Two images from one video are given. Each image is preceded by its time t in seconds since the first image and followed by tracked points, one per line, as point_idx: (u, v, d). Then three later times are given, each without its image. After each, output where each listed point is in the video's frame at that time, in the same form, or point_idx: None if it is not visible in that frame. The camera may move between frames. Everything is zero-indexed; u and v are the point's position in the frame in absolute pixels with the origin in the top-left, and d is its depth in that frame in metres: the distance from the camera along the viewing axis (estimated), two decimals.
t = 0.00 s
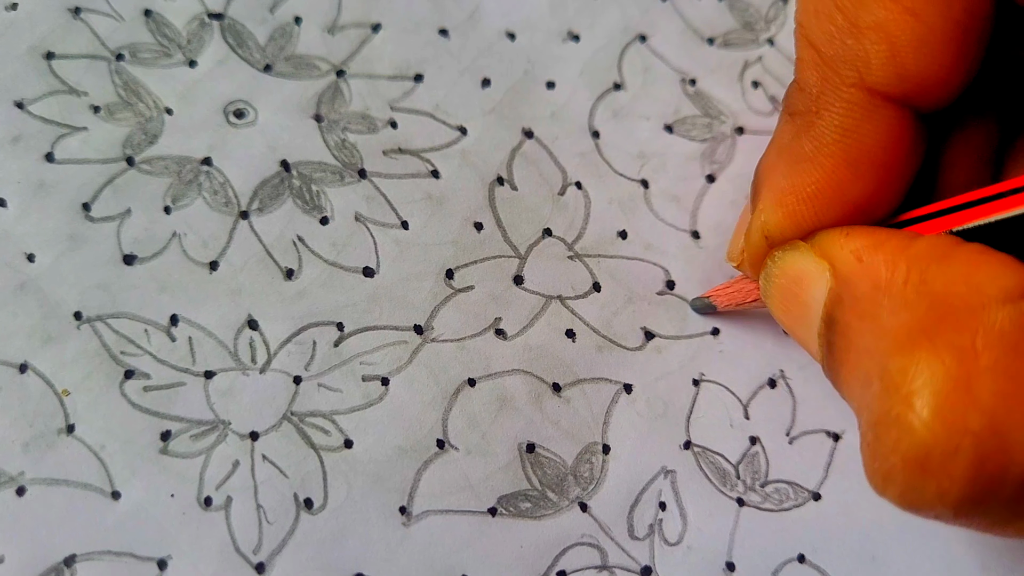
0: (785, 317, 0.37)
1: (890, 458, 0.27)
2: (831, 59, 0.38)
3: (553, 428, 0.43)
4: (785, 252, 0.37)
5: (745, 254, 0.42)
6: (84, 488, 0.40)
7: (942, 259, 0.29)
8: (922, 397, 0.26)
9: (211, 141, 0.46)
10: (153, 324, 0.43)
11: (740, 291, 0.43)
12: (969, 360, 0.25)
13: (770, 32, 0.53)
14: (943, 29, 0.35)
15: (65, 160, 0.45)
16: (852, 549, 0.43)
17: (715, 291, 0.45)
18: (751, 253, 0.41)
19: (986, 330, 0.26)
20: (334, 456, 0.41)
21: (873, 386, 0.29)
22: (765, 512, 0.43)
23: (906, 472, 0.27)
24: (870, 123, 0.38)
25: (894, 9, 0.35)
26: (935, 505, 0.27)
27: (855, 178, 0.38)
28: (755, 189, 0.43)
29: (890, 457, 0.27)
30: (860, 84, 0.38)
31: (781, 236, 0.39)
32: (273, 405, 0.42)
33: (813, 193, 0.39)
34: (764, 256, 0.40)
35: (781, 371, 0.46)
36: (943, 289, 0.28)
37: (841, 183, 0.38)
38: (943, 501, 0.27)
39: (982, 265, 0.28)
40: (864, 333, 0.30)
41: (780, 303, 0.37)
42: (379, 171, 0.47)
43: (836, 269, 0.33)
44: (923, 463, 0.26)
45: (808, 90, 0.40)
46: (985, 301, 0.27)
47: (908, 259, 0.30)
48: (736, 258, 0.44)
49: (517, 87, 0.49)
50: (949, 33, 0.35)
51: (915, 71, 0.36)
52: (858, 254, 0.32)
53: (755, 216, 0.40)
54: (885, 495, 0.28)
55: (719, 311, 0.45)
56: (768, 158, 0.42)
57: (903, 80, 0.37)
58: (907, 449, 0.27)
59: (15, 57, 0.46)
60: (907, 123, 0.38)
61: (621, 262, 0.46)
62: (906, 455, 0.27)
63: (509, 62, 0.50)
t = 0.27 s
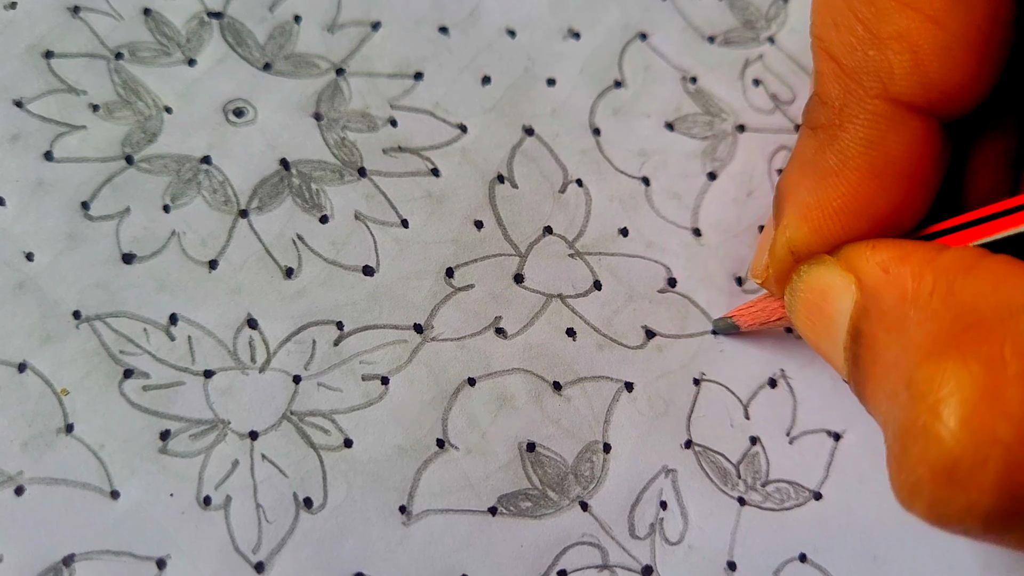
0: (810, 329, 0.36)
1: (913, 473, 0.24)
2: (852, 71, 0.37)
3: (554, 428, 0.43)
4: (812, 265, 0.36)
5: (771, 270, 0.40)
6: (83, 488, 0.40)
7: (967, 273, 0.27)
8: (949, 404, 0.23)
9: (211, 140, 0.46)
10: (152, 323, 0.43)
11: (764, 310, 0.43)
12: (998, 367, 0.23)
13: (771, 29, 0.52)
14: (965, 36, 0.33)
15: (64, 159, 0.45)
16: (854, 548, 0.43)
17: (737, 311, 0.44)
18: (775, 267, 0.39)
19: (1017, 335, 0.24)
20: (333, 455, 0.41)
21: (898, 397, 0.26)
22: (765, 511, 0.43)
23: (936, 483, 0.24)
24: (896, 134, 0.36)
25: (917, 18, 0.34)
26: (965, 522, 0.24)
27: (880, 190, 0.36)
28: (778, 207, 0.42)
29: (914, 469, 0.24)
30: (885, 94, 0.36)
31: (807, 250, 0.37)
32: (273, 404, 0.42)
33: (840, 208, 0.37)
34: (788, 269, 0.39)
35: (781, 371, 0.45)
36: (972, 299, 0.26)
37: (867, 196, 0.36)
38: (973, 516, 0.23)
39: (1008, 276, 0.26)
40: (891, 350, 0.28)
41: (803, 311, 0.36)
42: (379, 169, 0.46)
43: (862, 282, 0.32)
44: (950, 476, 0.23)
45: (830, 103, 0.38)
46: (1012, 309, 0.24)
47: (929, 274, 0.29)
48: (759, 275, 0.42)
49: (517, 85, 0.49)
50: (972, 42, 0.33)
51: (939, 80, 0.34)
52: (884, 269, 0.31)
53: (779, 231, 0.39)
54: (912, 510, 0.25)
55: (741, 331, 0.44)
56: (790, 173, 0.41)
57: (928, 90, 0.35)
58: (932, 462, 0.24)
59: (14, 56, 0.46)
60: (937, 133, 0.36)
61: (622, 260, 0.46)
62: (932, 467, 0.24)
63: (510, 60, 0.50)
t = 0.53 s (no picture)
0: (684, 237, 0.36)
1: (805, 404, 0.29)
2: None
3: (554, 424, 0.42)
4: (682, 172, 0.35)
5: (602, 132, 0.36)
6: (79, 486, 0.40)
7: (851, 192, 0.29)
8: (835, 344, 0.27)
9: (208, 135, 0.46)
10: (149, 320, 0.42)
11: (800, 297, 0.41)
12: (882, 308, 0.26)
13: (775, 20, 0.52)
14: None
15: (60, 155, 0.45)
16: (858, 546, 0.42)
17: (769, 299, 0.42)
18: (607, 138, 0.36)
19: (893, 277, 0.26)
20: (331, 452, 0.41)
21: (786, 330, 0.29)
22: (770, 508, 0.43)
23: (821, 413, 0.28)
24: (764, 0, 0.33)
25: None
26: (847, 443, 0.29)
27: (734, 66, 0.33)
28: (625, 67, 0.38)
29: (808, 403, 0.28)
30: None
31: (647, 116, 0.34)
32: (270, 401, 0.41)
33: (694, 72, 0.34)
34: (624, 142, 0.36)
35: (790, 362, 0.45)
36: (850, 226, 0.28)
37: (726, 60, 0.33)
38: (856, 441, 0.28)
39: (894, 199, 0.28)
40: (794, 256, 0.29)
41: (677, 224, 0.36)
42: (377, 163, 0.46)
43: (736, 198, 0.32)
44: (836, 407, 0.28)
45: None
46: (897, 244, 0.27)
47: (820, 189, 0.30)
48: (588, 133, 0.38)
49: (517, 78, 0.49)
50: None
51: None
52: (759, 184, 0.31)
53: (621, 94, 0.36)
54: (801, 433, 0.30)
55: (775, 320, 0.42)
56: (644, 36, 0.37)
57: None
58: (823, 392, 0.28)
59: (11, 52, 0.46)
60: (788, 36, 0.34)
61: (624, 252, 0.46)
62: (819, 400, 0.28)
63: (510, 52, 0.49)
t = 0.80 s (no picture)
0: (647, 229, 0.39)
1: (756, 366, 0.29)
2: None
3: (551, 426, 0.43)
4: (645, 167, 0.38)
5: (581, 146, 0.41)
6: (78, 486, 0.40)
7: (791, 163, 0.31)
8: (780, 303, 0.27)
9: (207, 136, 0.46)
10: (148, 320, 0.42)
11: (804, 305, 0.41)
12: (822, 265, 0.27)
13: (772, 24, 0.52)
14: None
15: (59, 156, 0.45)
16: (853, 548, 0.43)
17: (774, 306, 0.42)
18: (586, 147, 0.41)
19: (832, 234, 0.28)
20: (329, 453, 0.41)
21: (734, 297, 0.30)
22: (766, 510, 0.43)
23: (770, 377, 0.29)
24: (704, 6, 0.39)
25: None
26: (798, 407, 0.29)
27: (684, 66, 0.38)
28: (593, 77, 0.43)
29: (756, 366, 0.29)
30: None
31: (610, 122, 0.39)
32: (269, 402, 0.42)
33: (646, 79, 0.39)
34: (597, 152, 0.40)
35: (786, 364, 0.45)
36: (791, 194, 0.30)
37: (673, 65, 0.38)
38: (807, 402, 0.29)
39: (830, 166, 0.30)
40: (740, 225, 0.30)
41: (642, 217, 0.39)
42: (376, 166, 0.46)
43: (688, 178, 0.34)
44: (785, 369, 0.28)
45: None
46: (834, 205, 0.28)
47: (761, 166, 0.31)
48: (569, 151, 0.43)
49: (515, 80, 0.49)
50: None
51: None
52: (707, 163, 0.33)
53: (591, 105, 0.41)
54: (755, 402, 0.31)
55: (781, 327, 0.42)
56: (608, 42, 0.42)
57: None
58: (771, 352, 0.28)
59: (9, 52, 0.46)
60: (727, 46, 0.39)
61: (621, 256, 0.46)
62: (768, 362, 0.28)
63: (508, 55, 0.49)
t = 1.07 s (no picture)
0: (634, 250, 0.40)
1: (735, 392, 0.29)
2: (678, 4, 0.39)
3: (550, 427, 0.43)
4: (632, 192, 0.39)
5: (569, 174, 0.42)
6: (80, 486, 0.40)
7: (768, 191, 0.31)
8: (757, 331, 0.28)
9: (208, 140, 0.46)
10: (149, 322, 0.43)
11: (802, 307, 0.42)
12: (796, 293, 0.28)
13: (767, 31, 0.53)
14: None
15: (61, 159, 0.45)
16: (849, 548, 0.43)
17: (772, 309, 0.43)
18: (573, 176, 0.41)
19: (806, 263, 0.28)
20: (330, 453, 0.41)
21: (714, 323, 0.31)
22: (763, 511, 0.43)
23: (748, 402, 0.29)
24: (685, 37, 0.39)
25: None
26: (778, 431, 0.30)
27: (668, 95, 0.39)
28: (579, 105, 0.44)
29: (734, 391, 0.29)
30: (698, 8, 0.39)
31: (598, 152, 0.40)
32: (270, 402, 0.42)
33: (631, 108, 0.39)
34: (585, 180, 0.41)
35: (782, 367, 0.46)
36: (767, 224, 0.30)
37: (657, 96, 0.39)
38: (785, 426, 0.29)
39: (806, 195, 0.31)
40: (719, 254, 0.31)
41: (629, 237, 0.40)
42: (376, 171, 0.47)
43: (672, 205, 0.35)
44: (763, 395, 0.28)
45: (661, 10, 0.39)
46: (808, 233, 0.29)
47: (740, 194, 0.32)
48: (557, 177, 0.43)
49: (514, 86, 0.49)
50: None
51: None
52: (689, 192, 0.34)
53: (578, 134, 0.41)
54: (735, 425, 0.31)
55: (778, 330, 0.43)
56: (594, 73, 0.43)
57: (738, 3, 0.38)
58: (749, 379, 0.29)
59: (11, 56, 0.46)
60: (709, 75, 0.39)
61: (619, 260, 0.46)
62: (746, 388, 0.29)
63: (506, 61, 0.50)
